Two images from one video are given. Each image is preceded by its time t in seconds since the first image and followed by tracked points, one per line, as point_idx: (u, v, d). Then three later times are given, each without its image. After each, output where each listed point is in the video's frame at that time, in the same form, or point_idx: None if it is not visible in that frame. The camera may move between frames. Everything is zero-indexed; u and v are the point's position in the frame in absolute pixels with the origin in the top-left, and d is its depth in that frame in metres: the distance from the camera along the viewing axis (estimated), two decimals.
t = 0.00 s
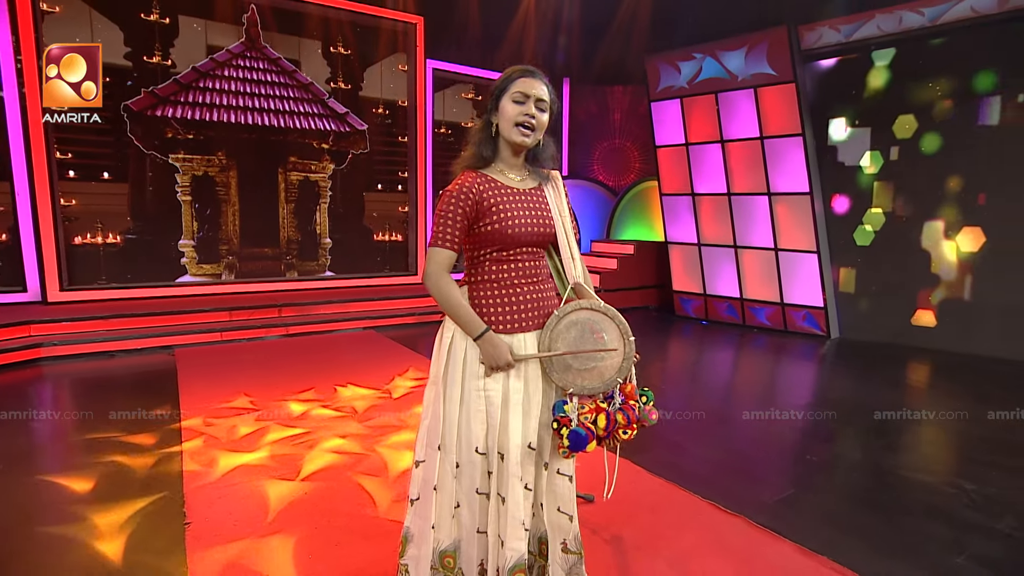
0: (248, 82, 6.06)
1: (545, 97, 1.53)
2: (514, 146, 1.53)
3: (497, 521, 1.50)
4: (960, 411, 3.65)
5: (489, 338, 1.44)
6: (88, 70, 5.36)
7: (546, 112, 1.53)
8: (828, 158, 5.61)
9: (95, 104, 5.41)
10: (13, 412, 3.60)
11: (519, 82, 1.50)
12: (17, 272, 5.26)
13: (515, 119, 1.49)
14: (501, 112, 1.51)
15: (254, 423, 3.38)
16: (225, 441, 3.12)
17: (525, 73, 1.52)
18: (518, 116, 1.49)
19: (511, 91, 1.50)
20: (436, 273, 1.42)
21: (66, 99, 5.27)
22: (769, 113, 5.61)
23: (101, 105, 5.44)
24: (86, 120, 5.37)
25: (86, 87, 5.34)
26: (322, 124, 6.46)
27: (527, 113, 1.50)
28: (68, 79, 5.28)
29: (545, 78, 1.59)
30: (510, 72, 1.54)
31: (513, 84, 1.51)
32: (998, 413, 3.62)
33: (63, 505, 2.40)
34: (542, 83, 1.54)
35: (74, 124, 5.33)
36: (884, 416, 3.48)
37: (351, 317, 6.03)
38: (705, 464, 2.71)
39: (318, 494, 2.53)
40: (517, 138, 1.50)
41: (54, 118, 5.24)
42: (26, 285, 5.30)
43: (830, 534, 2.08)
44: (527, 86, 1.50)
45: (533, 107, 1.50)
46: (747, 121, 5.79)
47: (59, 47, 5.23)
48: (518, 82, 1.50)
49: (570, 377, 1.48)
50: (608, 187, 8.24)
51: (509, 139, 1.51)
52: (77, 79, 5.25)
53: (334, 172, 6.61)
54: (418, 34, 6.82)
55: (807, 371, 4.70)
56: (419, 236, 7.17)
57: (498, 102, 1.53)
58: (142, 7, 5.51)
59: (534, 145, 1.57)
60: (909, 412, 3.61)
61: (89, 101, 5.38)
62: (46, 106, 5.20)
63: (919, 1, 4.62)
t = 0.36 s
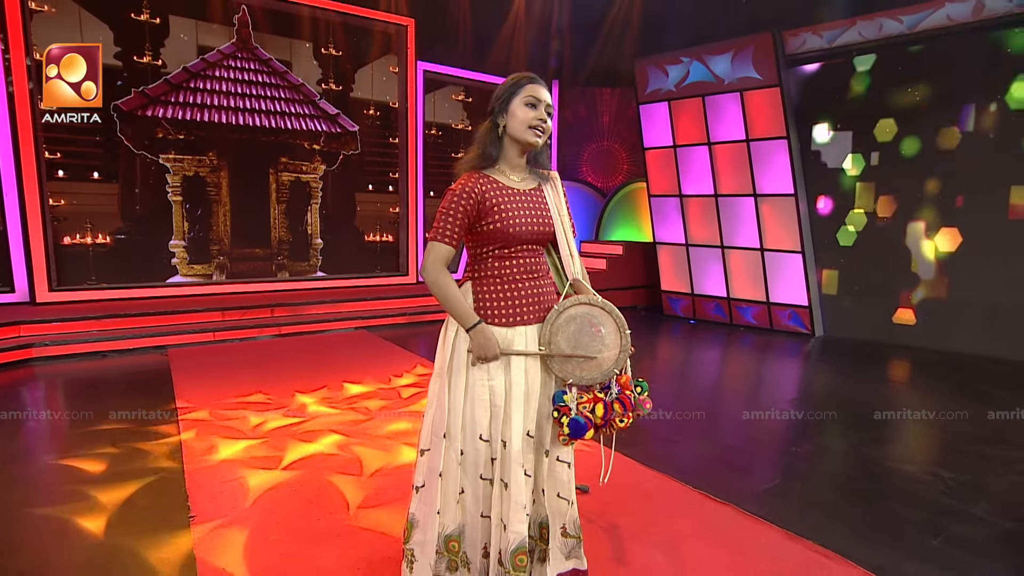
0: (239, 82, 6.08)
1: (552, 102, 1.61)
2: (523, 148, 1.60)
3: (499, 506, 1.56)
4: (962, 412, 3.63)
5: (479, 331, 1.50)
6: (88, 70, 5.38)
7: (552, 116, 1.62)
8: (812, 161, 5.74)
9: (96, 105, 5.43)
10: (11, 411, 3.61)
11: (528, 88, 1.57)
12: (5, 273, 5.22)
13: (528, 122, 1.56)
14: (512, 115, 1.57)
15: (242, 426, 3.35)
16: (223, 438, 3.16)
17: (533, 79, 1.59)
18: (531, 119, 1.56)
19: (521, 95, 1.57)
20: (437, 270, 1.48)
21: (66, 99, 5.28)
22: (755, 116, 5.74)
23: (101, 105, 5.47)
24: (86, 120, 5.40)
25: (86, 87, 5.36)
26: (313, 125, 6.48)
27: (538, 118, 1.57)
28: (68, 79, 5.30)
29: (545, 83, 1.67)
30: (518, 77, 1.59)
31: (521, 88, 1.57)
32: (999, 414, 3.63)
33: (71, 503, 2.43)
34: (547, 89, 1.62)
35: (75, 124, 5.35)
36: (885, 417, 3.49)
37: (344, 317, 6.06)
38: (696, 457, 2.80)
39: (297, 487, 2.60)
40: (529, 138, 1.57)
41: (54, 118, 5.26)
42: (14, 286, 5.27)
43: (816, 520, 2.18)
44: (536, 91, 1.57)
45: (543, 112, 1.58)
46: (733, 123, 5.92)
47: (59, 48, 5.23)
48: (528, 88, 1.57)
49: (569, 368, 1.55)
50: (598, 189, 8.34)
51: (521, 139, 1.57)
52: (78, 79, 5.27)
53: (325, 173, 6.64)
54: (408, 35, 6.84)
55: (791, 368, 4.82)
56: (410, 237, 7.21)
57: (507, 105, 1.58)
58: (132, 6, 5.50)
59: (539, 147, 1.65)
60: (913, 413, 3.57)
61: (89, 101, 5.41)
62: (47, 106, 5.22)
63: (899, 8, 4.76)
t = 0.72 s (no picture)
0: (232, 83, 6.09)
1: (551, 110, 1.69)
2: (524, 151, 1.67)
3: (503, 493, 1.63)
4: (961, 412, 3.63)
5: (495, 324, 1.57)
6: (88, 70, 5.40)
7: (551, 123, 1.69)
8: (797, 162, 5.88)
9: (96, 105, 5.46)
10: (9, 411, 3.62)
11: (530, 95, 1.65)
12: None
13: (529, 127, 1.63)
14: (514, 120, 1.64)
15: (241, 425, 3.37)
16: (223, 435, 3.20)
17: (535, 87, 1.67)
18: (531, 125, 1.64)
19: (523, 102, 1.64)
20: (446, 267, 1.55)
21: (66, 98, 5.30)
22: (742, 119, 5.86)
23: (101, 105, 5.49)
24: (85, 120, 5.42)
25: (86, 87, 5.39)
26: (306, 125, 6.51)
27: (538, 124, 1.65)
28: (68, 79, 5.32)
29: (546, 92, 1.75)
30: (520, 85, 1.67)
31: (523, 95, 1.65)
32: (998, 414, 3.59)
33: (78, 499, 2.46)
34: (547, 97, 1.69)
35: (75, 124, 5.38)
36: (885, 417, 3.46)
37: (337, 316, 6.10)
38: (687, 450, 2.90)
39: (306, 485, 2.62)
40: (530, 142, 1.65)
41: (55, 118, 5.29)
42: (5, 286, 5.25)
43: (801, 506, 2.27)
44: (537, 99, 1.65)
45: (543, 118, 1.66)
46: (721, 125, 6.03)
47: (59, 48, 5.25)
48: (529, 95, 1.65)
49: (568, 360, 1.63)
50: (587, 190, 8.44)
51: (521, 143, 1.65)
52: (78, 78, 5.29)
53: (317, 173, 6.67)
54: (400, 37, 6.89)
55: (777, 365, 4.95)
56: (402, 237, 7.26)
57: (509, 111, 1.66)
58: (124, 6, 5.49)
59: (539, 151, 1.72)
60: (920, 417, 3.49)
61: (89, 101, 5.43)
62: (47, 106, 5.23)
63: (880, 14, 4.90)
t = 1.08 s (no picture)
0: (228, 83, 6.13)
1: (553, 115, 1.77)
2: (527, 156, 1.76)
3: (508, 480, 1.71)
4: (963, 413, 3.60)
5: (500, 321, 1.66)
6: (88, 70, 5.43)
7: (553, 128, 1.77)
8: (786, 164, 6.00)
9: (96, 105, 5.49)
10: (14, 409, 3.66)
11: (532, 102, 1.73)
12: None
13: (532, 133, 1.72)
14: (518, 126, 1.72)
15: (244, 420, 3.44)
16: (226, 430, 3.26)
17: (536, 93, 1.75)
18: (534, 130, 1.72)
19: (526, 108, 1.72)
20: (455, 266, 1.63)
21: (66, 98, 5.34)
22: (733, 121, 5.98)
23: (101, 105, 5.51)
24: (85, 120, 5.46)
25: (86, 87, 5.42)
26: (302, 126, 6.56)
27: (541, 129, 1.73)
28: (68, 79, 5.36)
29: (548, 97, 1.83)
30: (523, 92, 1.75)
31: (526, 102, 1.73)
32: (999, 416, 3.59)
33: (89, 490, 2.52)
34: (549, 102, 1.77)
35: (74, 124, 5.41)
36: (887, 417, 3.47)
37: (334, 315, 6.16)
38: (681, 443, 2.99)
39: (326, 476, 2.68)
40: (533, 147, 1.73)
41: (55, 118, 5.32)
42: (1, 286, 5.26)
43: (790, 494, 2.37)
44: (539, 105, 1.73)
45: (546, 123, 1.74)
46: (712, 127, 6.15)
47: (59, 48, 5.30)
48: (532, 102, 1.73)
49: (569, 354, 1.71)
50: (580, 190, 8.54)
51: (525, 148, 1.73)
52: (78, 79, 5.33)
53: (313, 173, 6.71)
54: (397, 38, 6.91)
55: (767, 362, 5.07)
56: (397, 236, 7.32)
57: (513, 117, 1.74)
58: (121, 6, 5.51)
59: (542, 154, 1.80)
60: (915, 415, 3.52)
61: (89, 101, 5.46)
62: (47, 106, 5.27)
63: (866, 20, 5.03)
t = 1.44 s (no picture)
0: (229, 85, 6.19)
1: (559, 122, 1.86)
2: (533, 161, 1.85)
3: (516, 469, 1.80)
4: (963, 412, 3.63)
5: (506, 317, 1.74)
6: (88, 70, 5.47)
7: (559, 135, 1.86)
8: (779, 165, 6.12)
9: (96, 104, 5.53)
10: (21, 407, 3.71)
11: (539, 110, 1.82)
12: None
13: (539, 140, 1.80)
14: (525, 133, 1.81)
15: (251, 416, 3.51)
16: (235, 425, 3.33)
17: (543, 102, 1.83)
18: (541, 137, 1.81)
19: (534, 116, 1.81)
20: (465, 265, 1.72)
21: (65, 97, 5.36)
22: (728, 123, 6.08)
23: (102, 106, 5.56)
24: (86, 119, 5.50)
25: (86, 87, 5.46)
26: (302, 127, 6.62)
27: (547, 136, 1.82)
28: (68, 79, 5.39)
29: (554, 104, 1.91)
30: (530, 100, 1.84)
31: (533, 110, 1.82)
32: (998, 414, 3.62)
33: (105, 482, 2.59)
34: (555, 110, 1.86)
35: (74, 123, 5.45)
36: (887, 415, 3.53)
37: (334, 314, 6.23)
38: (677, 437, 3.09)
39: (337, 467, 2.77)
40: (539, 154, 1.82)
41: (55, 118, 5.35)
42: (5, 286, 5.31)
43: (784, 484, 2.47)
44: (546, 113, 1.81)
45: (552, 131, 1.83)
46: (707, 129, 6.25)
47: (59, 48, 5.32)
48: (539, 110, 1.82)
49: (573, 349, 1.80)
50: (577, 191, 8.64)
51: (532, 154, 1.82)
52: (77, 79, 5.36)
53: (313, 174, 6.78)
54: (396, 41, 6.97)
55: (761, 359, 5.17)
56: (396, 236, 7.39)
57: (521, 124, 1.83)
58: (123, 8, 5.56)
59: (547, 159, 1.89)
60: (915, 414, 3.56)
61: (89, 101, 5.50)
62: (46, 105, 5.29)
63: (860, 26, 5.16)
